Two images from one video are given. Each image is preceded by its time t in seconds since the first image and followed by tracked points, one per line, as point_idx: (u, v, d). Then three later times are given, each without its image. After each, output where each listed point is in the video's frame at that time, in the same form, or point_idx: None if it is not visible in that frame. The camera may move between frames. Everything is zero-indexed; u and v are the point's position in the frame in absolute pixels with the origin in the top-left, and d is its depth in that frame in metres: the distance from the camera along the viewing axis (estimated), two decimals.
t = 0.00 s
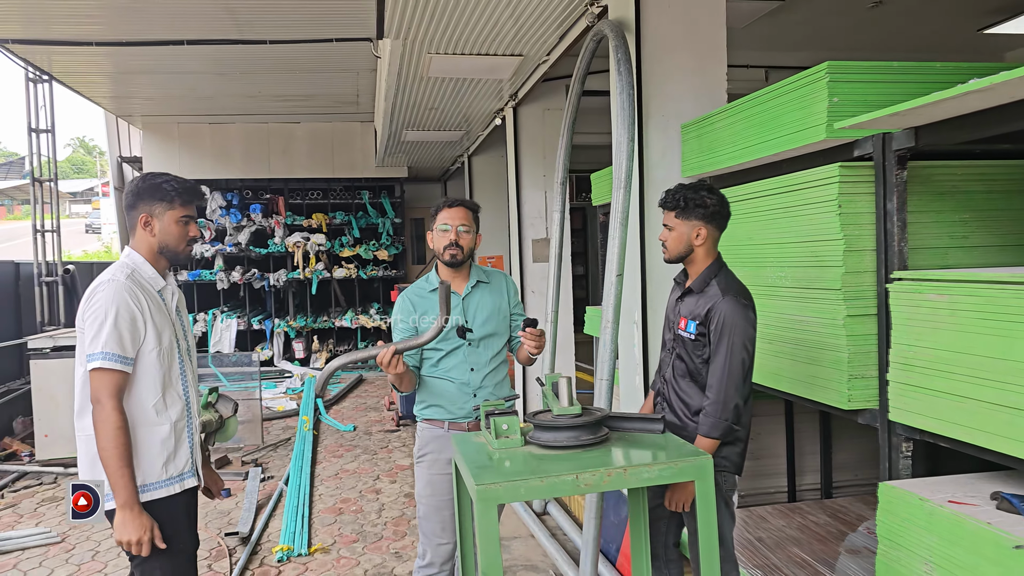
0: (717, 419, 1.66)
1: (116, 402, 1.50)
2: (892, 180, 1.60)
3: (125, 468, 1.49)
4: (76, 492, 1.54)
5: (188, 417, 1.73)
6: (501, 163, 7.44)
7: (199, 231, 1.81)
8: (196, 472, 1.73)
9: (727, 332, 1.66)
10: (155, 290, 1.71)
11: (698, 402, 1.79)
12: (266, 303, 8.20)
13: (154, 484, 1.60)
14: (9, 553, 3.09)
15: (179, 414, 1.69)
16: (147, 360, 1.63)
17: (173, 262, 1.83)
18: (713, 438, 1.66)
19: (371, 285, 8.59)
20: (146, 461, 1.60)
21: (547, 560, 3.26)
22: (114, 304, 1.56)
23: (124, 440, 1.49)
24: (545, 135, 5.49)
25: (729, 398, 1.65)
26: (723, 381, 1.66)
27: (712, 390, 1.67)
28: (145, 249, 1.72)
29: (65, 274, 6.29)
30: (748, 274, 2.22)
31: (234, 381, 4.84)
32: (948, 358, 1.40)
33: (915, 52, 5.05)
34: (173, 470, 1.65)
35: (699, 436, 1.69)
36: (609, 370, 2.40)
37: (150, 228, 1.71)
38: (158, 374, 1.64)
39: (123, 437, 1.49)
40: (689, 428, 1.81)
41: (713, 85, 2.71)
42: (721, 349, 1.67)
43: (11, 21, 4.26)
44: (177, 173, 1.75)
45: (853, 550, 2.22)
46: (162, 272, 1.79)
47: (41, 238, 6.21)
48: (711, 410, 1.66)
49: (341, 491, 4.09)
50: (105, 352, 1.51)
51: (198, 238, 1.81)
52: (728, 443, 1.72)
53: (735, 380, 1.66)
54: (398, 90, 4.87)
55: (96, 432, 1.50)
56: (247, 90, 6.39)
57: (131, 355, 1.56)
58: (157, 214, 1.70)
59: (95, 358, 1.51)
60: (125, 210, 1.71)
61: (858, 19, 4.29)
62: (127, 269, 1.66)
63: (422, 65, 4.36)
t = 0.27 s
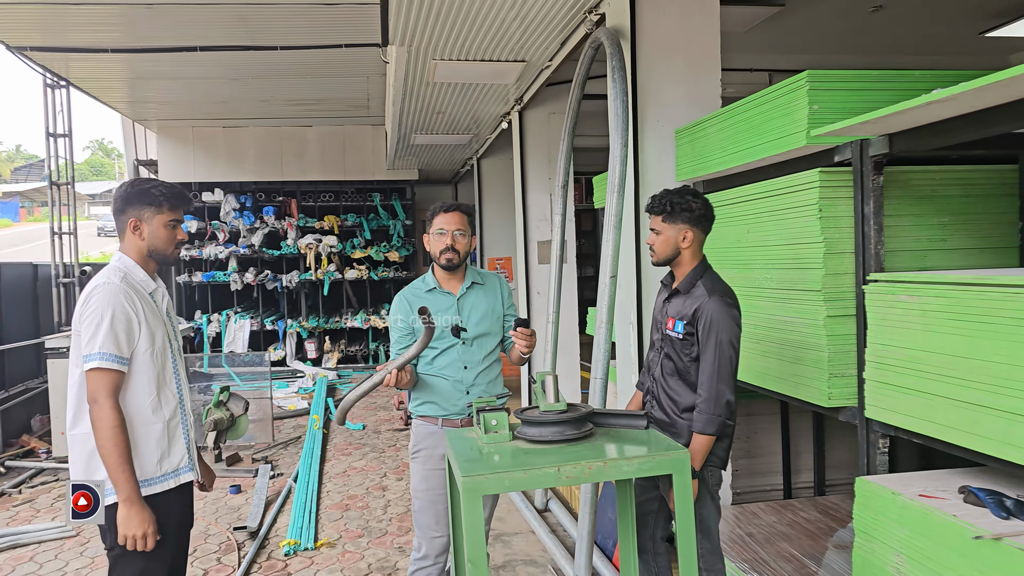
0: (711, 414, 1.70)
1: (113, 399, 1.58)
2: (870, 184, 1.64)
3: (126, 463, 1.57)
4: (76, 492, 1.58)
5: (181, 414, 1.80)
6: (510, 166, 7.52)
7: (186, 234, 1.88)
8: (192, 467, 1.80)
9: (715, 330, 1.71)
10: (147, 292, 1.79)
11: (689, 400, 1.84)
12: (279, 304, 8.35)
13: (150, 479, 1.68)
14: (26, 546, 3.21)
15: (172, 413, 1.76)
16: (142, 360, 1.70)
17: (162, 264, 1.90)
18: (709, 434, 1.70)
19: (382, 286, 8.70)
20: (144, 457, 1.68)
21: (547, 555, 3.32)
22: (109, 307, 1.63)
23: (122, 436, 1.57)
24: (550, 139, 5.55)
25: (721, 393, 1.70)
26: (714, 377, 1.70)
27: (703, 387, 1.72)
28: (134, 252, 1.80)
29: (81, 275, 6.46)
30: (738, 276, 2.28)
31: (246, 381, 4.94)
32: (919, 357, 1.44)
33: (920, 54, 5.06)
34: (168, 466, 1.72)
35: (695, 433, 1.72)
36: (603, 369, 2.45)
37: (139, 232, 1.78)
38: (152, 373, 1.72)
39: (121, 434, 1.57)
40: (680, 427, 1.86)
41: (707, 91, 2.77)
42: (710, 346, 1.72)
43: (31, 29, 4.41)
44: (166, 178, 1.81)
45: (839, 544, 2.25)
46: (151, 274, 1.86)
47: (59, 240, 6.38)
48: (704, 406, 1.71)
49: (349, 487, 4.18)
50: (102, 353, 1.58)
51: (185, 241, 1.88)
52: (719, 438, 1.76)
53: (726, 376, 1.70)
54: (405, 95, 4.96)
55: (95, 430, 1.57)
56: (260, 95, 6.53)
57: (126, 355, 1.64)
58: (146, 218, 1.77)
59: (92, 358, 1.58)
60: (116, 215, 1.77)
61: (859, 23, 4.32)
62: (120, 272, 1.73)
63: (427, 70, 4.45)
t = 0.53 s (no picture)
0: (705, 413, 1.74)
1: (115, 403, 1.61)
2: (856, 189, 1.68)
3: (140, 460, 1.61)
4: (76, 492, 1.65)
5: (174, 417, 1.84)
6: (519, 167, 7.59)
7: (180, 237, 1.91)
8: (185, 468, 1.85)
9: (705, 330, 1.76)
10: (141, 297, 1.81)
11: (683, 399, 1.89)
12: (293, 305, 8.48)
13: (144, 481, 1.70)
14: (44, 540, 3.32)
15: (167, 415, 1.80)
16: (138, 364, 1.73)
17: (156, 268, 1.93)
18: (703, 432, 1.74)
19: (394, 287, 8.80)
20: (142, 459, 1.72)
21: (550, 551, 3.38)
22: (105, 313, 1.66)
23: (131, 438, 1.61)
24: (557, 142, 5.61)
25: (714, 392, 1.74)
26: (707, 376, 1.75)
27: (696, 386, 1.77)
28: (129, 255, 1.82)
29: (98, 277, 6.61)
30: (734, 278, 2.34)
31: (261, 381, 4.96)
32: (901, 357, 1.49)
33: (927, 55, 5.06)
34: (162, 468, 1.76)
35: (690, 431, 1.77)
36: (601, 369, 2.48)
37: (134, 236, 1.81)
38: (149, 377, 1.76)
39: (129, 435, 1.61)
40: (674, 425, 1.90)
41: (707, 96, 2.82)
42: (702, 346, 1.76)
43: (50, 36, 4.55)
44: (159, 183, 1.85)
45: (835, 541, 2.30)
46: (146, 277, 1.88)
47: (76, 242, 6.53)
48: (698, 405, 1.75)
49: (358, 485, 4.27)
50: (101, 359, 1.62)
51: (180, 244, 1.90)
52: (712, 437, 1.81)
53: (718, 375, 1.75)
54: (413, 99, 5.04)
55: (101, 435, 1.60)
56: (272, 98, 6.65)
57: (124, 360, 1.68)
58: (141, 222, 1.80)
59: (91, 365, 1.62)
60: (110, 219, 1.80)
61: (864, 26, 4.34)
62: (115, 277, 1.76)
63: (435, 75, 4.53)
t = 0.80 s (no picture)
0: (692, 411, 1.80)
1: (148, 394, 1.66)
2: (853, 190, 1.71)
3: (198, 423, 1.71)
4: (76, 492, 1.68)
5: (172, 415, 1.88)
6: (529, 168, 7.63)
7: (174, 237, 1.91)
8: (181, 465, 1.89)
9: (698, 330, 1.81)
10: (138, 299, 1.82)
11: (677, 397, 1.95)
12: (305, 304, 8.58)
13: (144, 479, 1.72)
14: (61, 533, 3.41)
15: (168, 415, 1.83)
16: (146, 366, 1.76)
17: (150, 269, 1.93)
18: (691, 429, 1.80)
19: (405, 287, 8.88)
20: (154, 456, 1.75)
21: (556, 547, 3.42)
22: (114, 318, 1.68)
23: (181, 418, 1.68)
24: (565, 143, 5.65)
25: (703, 392, 1.80)
26: (698, 374, 1.81)
27: (688, 384, 1.83)
28: (124, 258, 1.82)
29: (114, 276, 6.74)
30: (736, 278, 2.38)
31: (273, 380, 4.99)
32: (895, 355, 1.52)
33: (938, 54, 5.04)
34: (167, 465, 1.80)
35: (679, 427, 1.83)
36: (606, 366, 2.49)
37: (128, 239, 1.81)
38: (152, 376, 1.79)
39: (178, 418, 1.67)
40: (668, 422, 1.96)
41: (711, 98, 2.85)
42: (694, 346, 1.82)
43: (68, 40, 4.66)
44: (151, 184, 1.84)
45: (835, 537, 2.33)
46: (141, 279, 1.88)
47: (93, 242, 6.66)
48: (687, 403, 1.81)
49: (368, 482, 4.34)
50: (120, 363, 1.64)
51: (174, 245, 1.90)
52: (705, 434, 1.90)
53: (709, 375, 1.80)
54: (422, 100, 5.10)
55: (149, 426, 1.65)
56: (284, 100, 6.74)
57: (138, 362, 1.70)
58: (135, 226, 1.80)
59: (111, 369, 1.63)
60: (103, 222, 1.79)
61: (872, 26, 4.35)
62: (112, 281, 1.76)
63: (443, 77, 4.58)
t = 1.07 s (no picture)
0: (689, 407, 1.83)
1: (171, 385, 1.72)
2: (856, 189, 1.73)
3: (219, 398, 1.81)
4: (76, 493, 1.70)
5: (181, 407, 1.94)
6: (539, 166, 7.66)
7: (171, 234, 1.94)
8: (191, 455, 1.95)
9: (698, 328, 1.84)
10: (141, 297, 1.86)
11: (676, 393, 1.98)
12: (316, 302, 8.66)
13: (170, 470, 1.80)
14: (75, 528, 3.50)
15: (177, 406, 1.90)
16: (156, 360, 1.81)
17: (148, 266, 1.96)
18: (687, 425, 1.83)
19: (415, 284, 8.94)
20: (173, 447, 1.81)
21: (563, 543, 3.45)
22: (125, 317, 1.72)
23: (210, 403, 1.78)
24: (574, 141, 5.66)
25: (699, 389, 1.83)
26: (696, 372, 1.84)
27: (686, 381, 1.85)
28: (123, 256, 1.85)
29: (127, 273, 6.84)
30: (740, 276, 2.39)
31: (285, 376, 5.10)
32: (896, 352, 1.54)
33: (951, 51, 5.00)
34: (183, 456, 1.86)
35: (676, 423, 1.86)
36: (612, 364, 2.52)
37: (127, 237, 1.84)
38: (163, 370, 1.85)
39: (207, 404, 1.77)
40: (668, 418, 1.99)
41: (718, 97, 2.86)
42: (693, 344, 1.85)
43: (82, 40, 4.74)
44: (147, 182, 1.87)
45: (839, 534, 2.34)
46: (141, 275, 1.91)
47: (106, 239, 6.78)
48: (683, 400, 1.84)
49: (378, 478, 4.39)
50: (140, 358, 1.69)
51: (172, 241, 1.94)
52: (706, 429, 1.97)
53: (706, 372, 1.83)
54: (431, 99, 5.14)
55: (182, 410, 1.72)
56: (295, 99, 6.81)
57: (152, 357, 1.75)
58: (132, 224, 1.82)
59: (131, 365, 1.68)
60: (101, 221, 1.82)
61: (883, 23, 4.32)
62: (115, 279, 1.79)
63: (452, 76, 4.62)
